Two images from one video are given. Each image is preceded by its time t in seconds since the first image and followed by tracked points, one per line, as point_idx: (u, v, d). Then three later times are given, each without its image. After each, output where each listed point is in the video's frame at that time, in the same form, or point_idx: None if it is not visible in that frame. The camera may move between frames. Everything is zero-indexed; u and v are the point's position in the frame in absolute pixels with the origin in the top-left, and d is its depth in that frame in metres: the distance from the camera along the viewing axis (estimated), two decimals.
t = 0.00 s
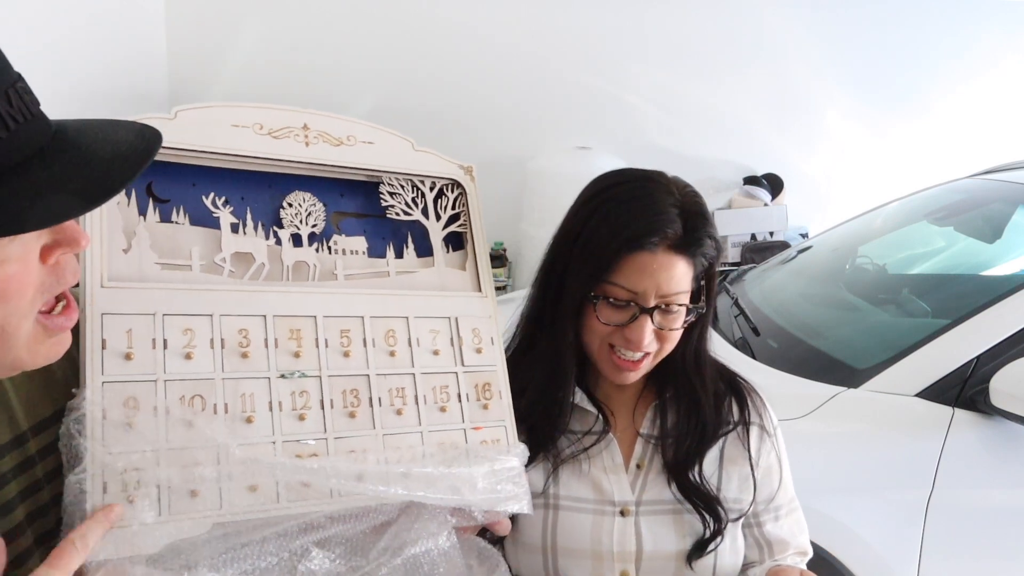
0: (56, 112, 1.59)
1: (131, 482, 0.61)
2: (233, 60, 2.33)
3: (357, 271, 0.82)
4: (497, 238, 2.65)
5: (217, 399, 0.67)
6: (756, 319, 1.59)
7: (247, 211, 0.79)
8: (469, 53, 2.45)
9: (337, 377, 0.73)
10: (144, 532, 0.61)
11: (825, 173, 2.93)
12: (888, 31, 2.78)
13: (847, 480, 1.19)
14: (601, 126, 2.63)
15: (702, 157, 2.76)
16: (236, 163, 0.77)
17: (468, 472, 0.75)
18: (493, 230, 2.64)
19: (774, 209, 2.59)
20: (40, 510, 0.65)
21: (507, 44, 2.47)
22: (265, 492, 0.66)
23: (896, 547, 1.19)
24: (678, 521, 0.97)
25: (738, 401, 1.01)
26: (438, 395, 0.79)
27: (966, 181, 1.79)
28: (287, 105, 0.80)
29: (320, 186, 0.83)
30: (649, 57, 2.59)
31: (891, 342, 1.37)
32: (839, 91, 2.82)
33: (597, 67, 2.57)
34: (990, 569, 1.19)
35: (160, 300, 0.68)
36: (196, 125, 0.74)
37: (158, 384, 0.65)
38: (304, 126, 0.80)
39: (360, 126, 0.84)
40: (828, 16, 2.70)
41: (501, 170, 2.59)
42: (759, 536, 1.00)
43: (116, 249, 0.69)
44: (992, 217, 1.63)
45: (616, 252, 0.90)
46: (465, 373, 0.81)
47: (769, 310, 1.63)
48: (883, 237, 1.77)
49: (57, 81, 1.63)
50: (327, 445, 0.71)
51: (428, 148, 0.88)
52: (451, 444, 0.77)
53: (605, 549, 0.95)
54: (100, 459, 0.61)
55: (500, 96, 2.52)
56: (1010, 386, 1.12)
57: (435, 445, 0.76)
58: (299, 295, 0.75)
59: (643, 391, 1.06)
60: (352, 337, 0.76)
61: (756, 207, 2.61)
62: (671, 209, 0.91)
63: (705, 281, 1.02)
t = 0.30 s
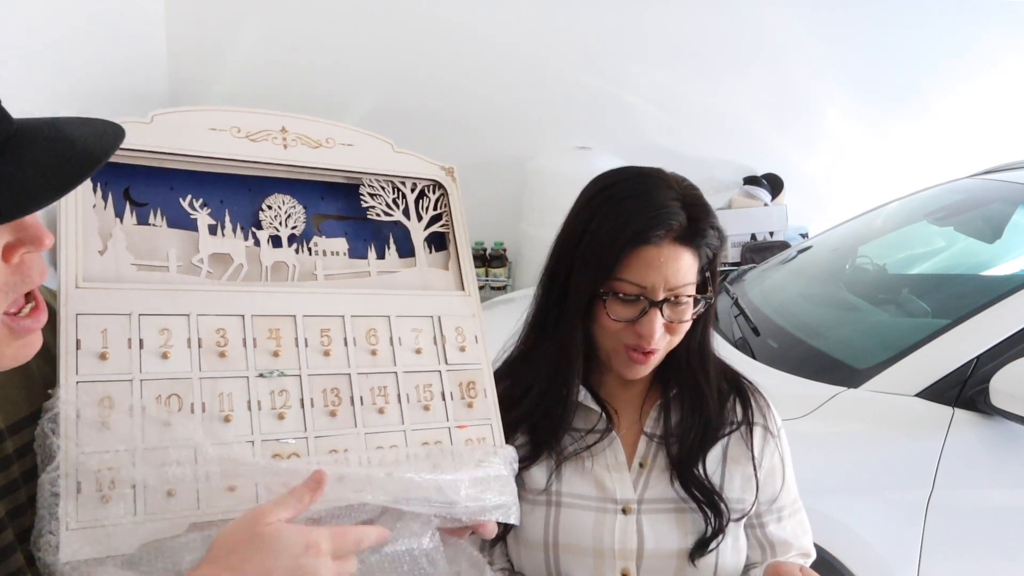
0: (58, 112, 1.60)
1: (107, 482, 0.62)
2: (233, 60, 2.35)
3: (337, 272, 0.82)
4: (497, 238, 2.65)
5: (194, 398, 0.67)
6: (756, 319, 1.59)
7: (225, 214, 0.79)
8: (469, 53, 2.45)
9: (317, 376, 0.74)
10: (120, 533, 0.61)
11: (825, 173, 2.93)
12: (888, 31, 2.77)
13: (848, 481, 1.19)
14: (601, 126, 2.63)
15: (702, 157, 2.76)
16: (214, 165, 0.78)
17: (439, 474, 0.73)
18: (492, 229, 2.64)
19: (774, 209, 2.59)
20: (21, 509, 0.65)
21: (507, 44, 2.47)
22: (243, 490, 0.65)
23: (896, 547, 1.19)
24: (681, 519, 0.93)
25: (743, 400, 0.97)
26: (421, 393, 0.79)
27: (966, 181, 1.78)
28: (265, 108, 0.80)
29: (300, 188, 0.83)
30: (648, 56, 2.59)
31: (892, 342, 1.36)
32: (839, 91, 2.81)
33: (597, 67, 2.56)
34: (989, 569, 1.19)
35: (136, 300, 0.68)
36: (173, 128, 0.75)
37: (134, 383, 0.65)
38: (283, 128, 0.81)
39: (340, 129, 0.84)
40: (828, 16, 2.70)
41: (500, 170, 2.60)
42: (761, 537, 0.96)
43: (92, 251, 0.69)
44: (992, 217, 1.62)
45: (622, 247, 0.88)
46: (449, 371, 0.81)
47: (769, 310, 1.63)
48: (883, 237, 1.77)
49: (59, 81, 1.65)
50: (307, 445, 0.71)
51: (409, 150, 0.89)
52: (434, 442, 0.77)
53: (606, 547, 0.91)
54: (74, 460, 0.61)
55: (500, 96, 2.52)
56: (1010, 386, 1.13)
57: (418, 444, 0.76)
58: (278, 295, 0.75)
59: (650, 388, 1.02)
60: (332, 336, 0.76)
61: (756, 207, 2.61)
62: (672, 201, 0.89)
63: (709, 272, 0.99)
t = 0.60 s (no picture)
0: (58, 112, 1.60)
1: (105, 482, 0.62)
2: (233, 60, 2.35)
3: (330, 266, 0.81)
4: (497, 238, 2.65)
5: (192, 396, 0.67)
6: (756, 319, 1.59)
7: (217, 212, 0.79)
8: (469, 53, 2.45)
9: (313, 370, 0.73)
10: (121, 531, 0.61)
11: (825, 173, 2.92)
12: (888, 31, 2.77)
13: (851, 480, 1.19)
14: (601, 126, 2.63)
15: (702, 156, 2.76)
16: (205, 164, 0.78)
17: (441, 472, 0.74)
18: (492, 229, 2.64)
19: (774, 209, 2.59)
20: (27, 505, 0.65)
21: (507, 44, 2.47)
22: (243, 486, 0.65)
23: (897, 548, 1.18)
24: (689, 520, 0.93)
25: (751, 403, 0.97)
26: (419, 385, 0.78)
27: (966, 181, 1.78)
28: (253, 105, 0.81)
29: (291, 184, 0.83)
30: (648, 56, 2.59)
31: (892, 342, 1.36)
32: (839, 91, 2.81)
33: (597, 67, 2.56)
34: (989, 569, 1.19)
35: (130, 301, 0.68)
36: (163, 128, 0.75)
37: (131, 383, 0.65)
38: (272, 125, 0.80)
39: (329, 123, 0.84)
40: (828, 16, 2.70)
41: (500, 170, 2.60)
42: (767, 539, 0.96)
43: (84, 252, 0.69)
44: (992, 217, 1.62)
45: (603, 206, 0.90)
46: (446, 363, 0.81)
47: (769, 310, 1.63)
48: (883, 237, 1.77)
49: (60, 81, 1.65)
50: (305, 440, 0.70)
51: (398, 143, 0.89)
52: (434, 433, 0.77)
53: (613, 549, 0.90)
54: (72, 462, 0.61)
55: (500, 96, 2.52)
56: (1010, 386, 1.12)
57: (417, 438, 0.76)
58: (271, 291, 0.75)
59: (657, 386, 1.01)
60: (327, 331, 0.76)
61: (756, 207, 2.61)
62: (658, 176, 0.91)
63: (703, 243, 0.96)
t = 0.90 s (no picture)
0: (58, 112, 1.62)
1: (107, 475, 0.63)
2: (234, 60, 2.36)
3: (326, 264, 0.83)
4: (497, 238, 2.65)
5: (191, 391, 0.68)
6: (756, 319, 1.60)
7: (213, 211, 0.80)
8: (469, 52, 2.47)
9: (311, 365, 0.74)
10: (122, 521, 0.62)
11: (825, 173, 2.92)
12: (888, 31, 2.78)
13: (853, 480, 1.19)
14: (601, 126, 2.64)
15: (702, 156, 2.75)
16: (199, 165, 0.79)
17: (443, 467, 0.76)
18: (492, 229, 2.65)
19: (774, 209, 2.60)
20: (28, 499, 0.66)
21: (507, 44, 2.48)
22: (243, 477, 0.66)
23: (897, 548, 1.18)
24: (684, 513, 0.93)
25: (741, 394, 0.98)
26: (415, 378, 0.80)
27: (966, 181, 1.79)
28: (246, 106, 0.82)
29: (284, 184, 0.84)
30: (648, 57, 2.60)
31: (891, 341, 1.38)
32: (839, 91, 2.81)
33: (597, 67, 2.58)
34: (989, 569, 1.18)
35: (128, 298, 0.69)
36: (158, 130, 0.76)
37: (130, 379, 0.66)
38: (265, 126, 0.81)
39: (322, 124, 0.86)
40: (828, 16, 2.71)
41: (500, 170, 2.60)
42: (764, 527, 0.96)
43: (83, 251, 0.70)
44: (993, 217, 1.62)
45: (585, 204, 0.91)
46: (441, 357, 0.82)
47: (769, 310, 1.64)
48: (883, 237, 1.78)
49: (60, 81, 1.66)
50: (304, 433, 0.71)
51: (390, 143, 0.90)
52: (431, 424, 0.78)
53: (610, 543, 0.91)
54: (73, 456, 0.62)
55: (500, 96, 2.53)
56: (1010, 386, 1.13)
57: (415, 430, 0.77)
58: (268, 287, 0.76)
59: (648, 382, 1.02)
60: (325, 327, 0.77)
61: (756, 207, 2.62)
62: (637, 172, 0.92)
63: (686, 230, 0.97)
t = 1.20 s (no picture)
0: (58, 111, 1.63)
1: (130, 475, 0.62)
2: (233, 60, 2.38)
3: (330, 265, 0.84)
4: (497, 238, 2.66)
5: (207, 389, 0.69)
6: (756, 320, 1.61)
7: (219, 211, 0.81)
8: (469, 52, 2.48)
9: (319, 364, 0.75)
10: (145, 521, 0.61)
11: (825, 173, 2.93)
12: (888, 31, 2.79)
13: (855, 481, 1.20)
14: (601, 126, 2.65)
15: (701, 156, 2.76)
16: (208, 165, 0.79)
17: (436, 457, 0.76)
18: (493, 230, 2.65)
19: (774, 209, 2.60)
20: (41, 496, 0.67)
21: (507, 44, 2.49)
22: (260, 473, 0.67)
23: (897, 549, 1.20)
24: (676, 508, 0.95)
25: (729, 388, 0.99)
26: (418, 377, 0.81)
27: (966, 181, 1.80)
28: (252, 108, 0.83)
29: (287, 185, 0.85)
30: (648, 57, 2.61)
31: (890, 341, 1.39)
32: (839, 91, 2.82)
33: (597, 67, 2.59)
34: (989, 569, 1.19)
35: (143, 298, 0.69)
36: (168, 130, 0.76)
37: (148, 378, 0.66)
38: (270, 127, 0.83)
39: (324, 127, 0.87)
40: (828, 16, 2.72)
41: (501, 170, 2.61)
42: (755, 518, 0.97)
43: (97, 250, 0.70)
44: (992, 217, 1.63)
45: (574, 203, 0.92)
46: (441, 357, 0.83)
47: (769, 310, 1.65)
48: (882, 237, 1.79)
49: (61, 80, 1.68)
50: (315, 431, 0.72)
51: (389, 146, 0.92)
52: (434, 423, 0.79)
53: (604, 539, 0.92)
54: (95, 456, 0.61)
55: (500, 96, 2.54)
56: (1010, 386, 1.13)
57: (420, 429, 0.78)
58: (277, 288, 0.77)
59: (639, 378, 1.03)
60: (331, 327, 0.78)
61: (756, 207, 2.63)
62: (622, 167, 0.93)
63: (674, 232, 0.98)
